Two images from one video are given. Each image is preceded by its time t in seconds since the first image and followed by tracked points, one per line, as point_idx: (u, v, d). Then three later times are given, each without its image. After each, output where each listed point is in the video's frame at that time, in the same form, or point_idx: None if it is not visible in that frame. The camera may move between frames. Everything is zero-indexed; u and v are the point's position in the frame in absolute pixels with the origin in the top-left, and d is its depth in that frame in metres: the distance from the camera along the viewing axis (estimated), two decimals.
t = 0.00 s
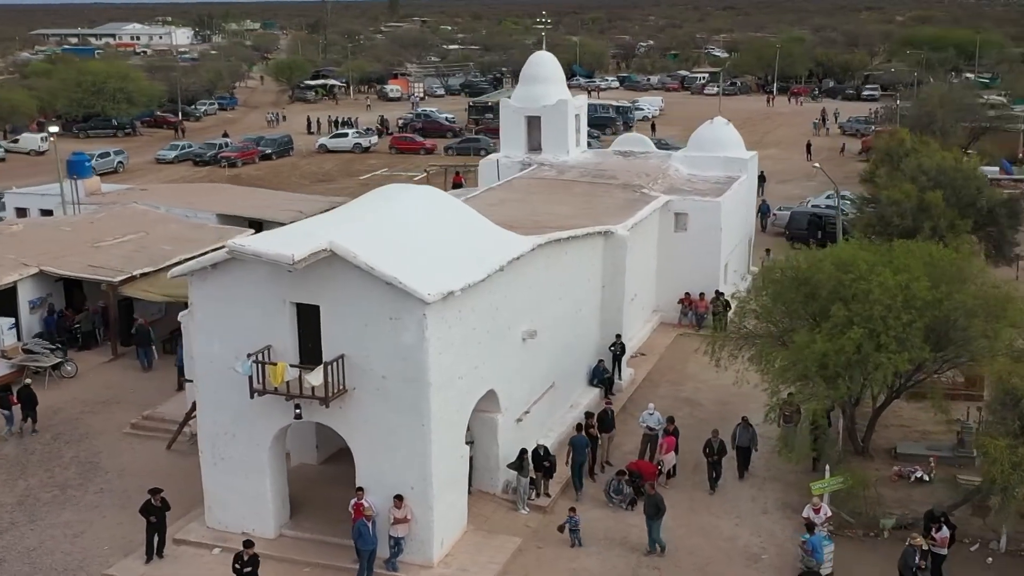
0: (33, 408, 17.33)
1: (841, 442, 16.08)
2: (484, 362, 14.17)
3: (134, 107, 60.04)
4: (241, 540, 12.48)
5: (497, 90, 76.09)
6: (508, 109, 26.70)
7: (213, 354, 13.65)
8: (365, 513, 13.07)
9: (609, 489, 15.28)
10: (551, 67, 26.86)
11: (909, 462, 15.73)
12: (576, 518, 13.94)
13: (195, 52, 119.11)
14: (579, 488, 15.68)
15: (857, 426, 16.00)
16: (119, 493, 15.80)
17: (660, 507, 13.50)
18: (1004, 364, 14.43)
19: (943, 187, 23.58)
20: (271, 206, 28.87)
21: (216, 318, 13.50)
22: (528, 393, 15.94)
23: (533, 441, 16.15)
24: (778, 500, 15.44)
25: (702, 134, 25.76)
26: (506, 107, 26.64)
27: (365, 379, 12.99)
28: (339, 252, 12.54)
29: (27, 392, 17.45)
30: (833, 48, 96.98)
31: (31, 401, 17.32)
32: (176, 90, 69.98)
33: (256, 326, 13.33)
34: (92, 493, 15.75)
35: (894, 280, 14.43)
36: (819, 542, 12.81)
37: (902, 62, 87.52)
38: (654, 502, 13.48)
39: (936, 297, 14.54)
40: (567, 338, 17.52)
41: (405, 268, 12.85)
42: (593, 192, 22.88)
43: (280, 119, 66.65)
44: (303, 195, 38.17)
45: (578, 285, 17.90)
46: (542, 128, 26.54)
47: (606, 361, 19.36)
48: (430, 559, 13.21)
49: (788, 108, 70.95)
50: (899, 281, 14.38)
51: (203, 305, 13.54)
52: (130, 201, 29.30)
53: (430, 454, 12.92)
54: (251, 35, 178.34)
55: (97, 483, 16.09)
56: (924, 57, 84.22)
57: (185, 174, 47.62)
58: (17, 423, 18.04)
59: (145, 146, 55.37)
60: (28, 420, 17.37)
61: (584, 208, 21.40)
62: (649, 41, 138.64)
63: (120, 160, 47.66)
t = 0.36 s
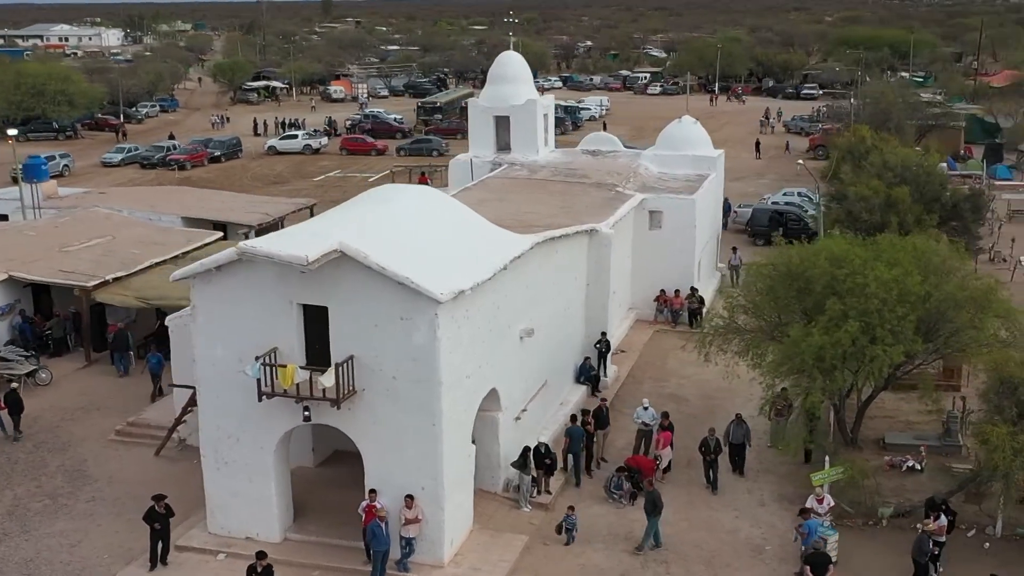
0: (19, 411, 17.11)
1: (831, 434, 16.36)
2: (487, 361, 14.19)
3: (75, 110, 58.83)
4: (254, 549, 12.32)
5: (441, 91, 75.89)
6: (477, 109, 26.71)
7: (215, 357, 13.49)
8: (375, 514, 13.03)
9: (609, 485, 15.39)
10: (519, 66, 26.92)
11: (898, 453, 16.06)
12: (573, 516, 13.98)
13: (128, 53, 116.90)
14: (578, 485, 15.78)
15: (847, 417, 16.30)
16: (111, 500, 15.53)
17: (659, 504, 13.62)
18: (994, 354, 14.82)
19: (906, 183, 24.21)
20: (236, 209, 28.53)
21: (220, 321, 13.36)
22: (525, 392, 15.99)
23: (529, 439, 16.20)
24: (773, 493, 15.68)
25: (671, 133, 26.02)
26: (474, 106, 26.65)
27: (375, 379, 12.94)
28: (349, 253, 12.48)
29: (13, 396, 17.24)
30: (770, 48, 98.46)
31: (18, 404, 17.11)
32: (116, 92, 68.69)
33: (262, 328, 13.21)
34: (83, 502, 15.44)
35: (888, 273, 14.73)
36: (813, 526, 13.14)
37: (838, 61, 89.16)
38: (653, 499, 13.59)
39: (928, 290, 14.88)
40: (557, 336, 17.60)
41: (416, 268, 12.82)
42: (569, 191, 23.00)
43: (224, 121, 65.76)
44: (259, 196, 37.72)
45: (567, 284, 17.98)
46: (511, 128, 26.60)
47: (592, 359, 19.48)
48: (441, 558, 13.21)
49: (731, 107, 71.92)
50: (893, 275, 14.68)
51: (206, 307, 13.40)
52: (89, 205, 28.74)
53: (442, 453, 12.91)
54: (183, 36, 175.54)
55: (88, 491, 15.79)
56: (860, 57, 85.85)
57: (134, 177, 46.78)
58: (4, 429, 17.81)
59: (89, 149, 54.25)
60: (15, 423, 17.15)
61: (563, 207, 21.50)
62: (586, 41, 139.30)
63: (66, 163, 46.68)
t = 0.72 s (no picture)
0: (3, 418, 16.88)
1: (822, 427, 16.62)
2: (491, 360, 14.23)
3: (19, 112, 57.64)
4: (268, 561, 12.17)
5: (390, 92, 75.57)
6: (447, 109, 26.71)
7: (220, 361, 13.36)
8: (384, 515, 13.01)
9: (609, 481, 15.53)
10: (488, 67, 26.97)
11: (888, 443, 16.38)
12: (572, 516, 14.01)
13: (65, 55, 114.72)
14: (576, 482, 15.89)
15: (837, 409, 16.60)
16: (105, 507, 15.30)
17: (655, 502, 13.73)
18: (983, 345, 15.24)
19: (874, 180, 24.72)
20: (202, 212, 28.18)
21: (224, 323, 13.23)
22: (522, 390, 16.03)
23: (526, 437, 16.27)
24: (769, 485, 15.91)
25: (642, 131, 26.26)
26: (444, 107, 26.68)
27: (384, 379, 12.91)
28: (360, 253, 12.45)
29: None
30: (714, 48, 99.56)
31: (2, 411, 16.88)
32: (59, 94, 67.40)
33: (268, 330, 13.11)
34: (77, 510, 15.19)
35: (880, 268, 15.07)
36: (806, 512, 13.41)
37: (781, 61, 90.46)
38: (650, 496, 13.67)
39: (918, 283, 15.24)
40: (548, 334, 17.71)
41: (426, 267, 12.83)
42: (546, 190, 23.09)
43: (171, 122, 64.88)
44: (218, 198, 37.27)
45: (555, 283, 18.08)
46: (482, 128, 26.66)
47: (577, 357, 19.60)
48: (451, 558, 13.23)
49: (679, 107, 72.60)
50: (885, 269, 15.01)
51: (210, 309, 13.25)
52: (51, 208, 28.20)
53: (452, 453, 12.92)
54: (118, 37, 172.64)
55: (80, 499, 15.55)
56: (802, 57, 87.15)
57: (85, 180, 45.97)
58: None
59: (35, 153, 53.17)
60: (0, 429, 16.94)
61: (543, 205, 21.58)
62: (529, 42, 139.63)
63: (14, 167, 45.77)
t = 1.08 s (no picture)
0: None
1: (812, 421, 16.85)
2: (494, 360, 14.23)
3: None
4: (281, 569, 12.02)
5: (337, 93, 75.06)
6: (417, 109, 26.63)
7: (225, 365, 13.20)
8: (393, 518, 12.96)
9: (607, 478, 15.61)
10: (457, 67, 26.92)
11: (876, 434, 16.67)
12: (576, 518, 13.93)
13: None
14: (574, 479, 15.96)
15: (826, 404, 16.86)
16: (99, 516, 15.04)
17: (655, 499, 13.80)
18: (970, 337, 15.61)
19: (842, 177, 25.21)
20: (167, 215, 27.77)
21: (229, 327, 13.08)
22: (518, 390, 16.05)
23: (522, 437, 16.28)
24: (764, 479, 16.10)
25: (612, 132, 26.44)
26: (414, 107, 26.58)
27: (393, 381, 12.85)
28: (370, 255, 12.38)
29: None
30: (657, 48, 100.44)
31: None
32: None
33: (273, 332, 12.98)
34: (71, 519, 14.93)
35: (872, 263, 15.36)
36: (798, 496, 13.64)
37: (724, 61, 91.48)
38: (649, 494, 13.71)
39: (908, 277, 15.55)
40: (538, 334, 17.74)
41: (434, 267, 12.80)
42: (522, 189, 23.11)
43: (115, 124, 63.71)
44: (175, 200, 36.72)
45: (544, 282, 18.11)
46: (452, 129, 26.62)
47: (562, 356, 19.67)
48: (461, 558, 13.22)
49: (627, 107, 73.13)
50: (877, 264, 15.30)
51: (214, 313, 13.08)
52: (10, 212, 27.57)
53: (463, 454, 12.90)
54: (48, 38, 169.03)
55: (73, 508, 15.27)
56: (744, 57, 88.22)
57: (32, 185, 44.99)
58: None
59: None
60: None
61: (523, 204, 21.61)
62: (471, 41, 139.45)
63: None
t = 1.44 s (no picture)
0: None
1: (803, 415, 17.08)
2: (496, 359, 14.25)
3: None
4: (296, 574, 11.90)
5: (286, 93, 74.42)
6: (388, 109, 26.55)
7: (229, 368, 13.06)
8: (403, 518, 12.91)
9: (606, 475, 15.70)
10: (429, 67, 26.87)
11: (865, 427, 16.94)
12: (583, 522, 13.84)
13: None
14: (572, 476, 16.02)
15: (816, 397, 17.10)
16: (94, 524, 14.78)
17: (650, 497, 13.82)
18: (955, 331, 15.98)
19: (812, 174, 25.55)
20: (134, 218, 27.34)
21: (234, 328, 12.94)
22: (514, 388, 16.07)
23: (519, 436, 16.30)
24: (758, 474, 16.29)
25: (585, 131, 26.59)
26: (386, 107, 26.49)
27: (403, 381, 12.81)
28: (381, 255, 12.33)
29: None
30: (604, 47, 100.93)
31: None
32: None
33: (280, 334, 12.88)
34: (66, 528, 14.64)
35: (863, 258, 15.65)
36: (788, 485, 13.98)
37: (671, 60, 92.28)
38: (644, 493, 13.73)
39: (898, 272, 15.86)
40: (529, 333, 17.79)
41: (442, 267, 12.79)
42: (501, 188, 23.13)
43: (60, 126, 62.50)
44: (134, 202, 36.16)
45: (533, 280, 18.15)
46: (424, 129, 26.57)
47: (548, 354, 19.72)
48: (470, 557, 13.22)
49: (578, 106, 73.46)
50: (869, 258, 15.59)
51: (219, 315, 12.94)
52: None
53: (473, 452, 12.90)
54: None
55: (66, 516, 14.98)
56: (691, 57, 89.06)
57: None
58: None
59: None
60: None
61: (504, 202, 21.63)
62: (415, 41, 139.06)
63: None
